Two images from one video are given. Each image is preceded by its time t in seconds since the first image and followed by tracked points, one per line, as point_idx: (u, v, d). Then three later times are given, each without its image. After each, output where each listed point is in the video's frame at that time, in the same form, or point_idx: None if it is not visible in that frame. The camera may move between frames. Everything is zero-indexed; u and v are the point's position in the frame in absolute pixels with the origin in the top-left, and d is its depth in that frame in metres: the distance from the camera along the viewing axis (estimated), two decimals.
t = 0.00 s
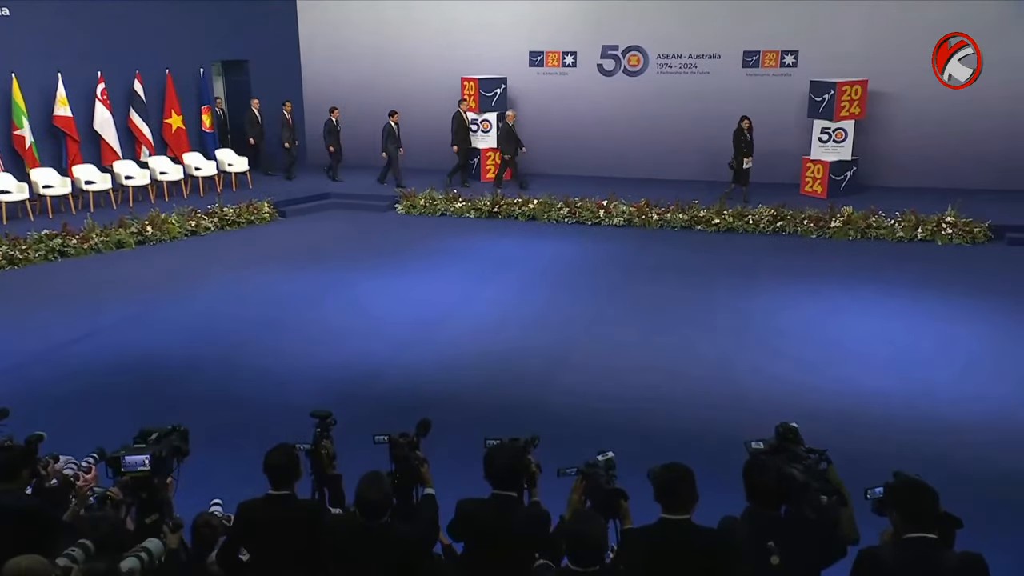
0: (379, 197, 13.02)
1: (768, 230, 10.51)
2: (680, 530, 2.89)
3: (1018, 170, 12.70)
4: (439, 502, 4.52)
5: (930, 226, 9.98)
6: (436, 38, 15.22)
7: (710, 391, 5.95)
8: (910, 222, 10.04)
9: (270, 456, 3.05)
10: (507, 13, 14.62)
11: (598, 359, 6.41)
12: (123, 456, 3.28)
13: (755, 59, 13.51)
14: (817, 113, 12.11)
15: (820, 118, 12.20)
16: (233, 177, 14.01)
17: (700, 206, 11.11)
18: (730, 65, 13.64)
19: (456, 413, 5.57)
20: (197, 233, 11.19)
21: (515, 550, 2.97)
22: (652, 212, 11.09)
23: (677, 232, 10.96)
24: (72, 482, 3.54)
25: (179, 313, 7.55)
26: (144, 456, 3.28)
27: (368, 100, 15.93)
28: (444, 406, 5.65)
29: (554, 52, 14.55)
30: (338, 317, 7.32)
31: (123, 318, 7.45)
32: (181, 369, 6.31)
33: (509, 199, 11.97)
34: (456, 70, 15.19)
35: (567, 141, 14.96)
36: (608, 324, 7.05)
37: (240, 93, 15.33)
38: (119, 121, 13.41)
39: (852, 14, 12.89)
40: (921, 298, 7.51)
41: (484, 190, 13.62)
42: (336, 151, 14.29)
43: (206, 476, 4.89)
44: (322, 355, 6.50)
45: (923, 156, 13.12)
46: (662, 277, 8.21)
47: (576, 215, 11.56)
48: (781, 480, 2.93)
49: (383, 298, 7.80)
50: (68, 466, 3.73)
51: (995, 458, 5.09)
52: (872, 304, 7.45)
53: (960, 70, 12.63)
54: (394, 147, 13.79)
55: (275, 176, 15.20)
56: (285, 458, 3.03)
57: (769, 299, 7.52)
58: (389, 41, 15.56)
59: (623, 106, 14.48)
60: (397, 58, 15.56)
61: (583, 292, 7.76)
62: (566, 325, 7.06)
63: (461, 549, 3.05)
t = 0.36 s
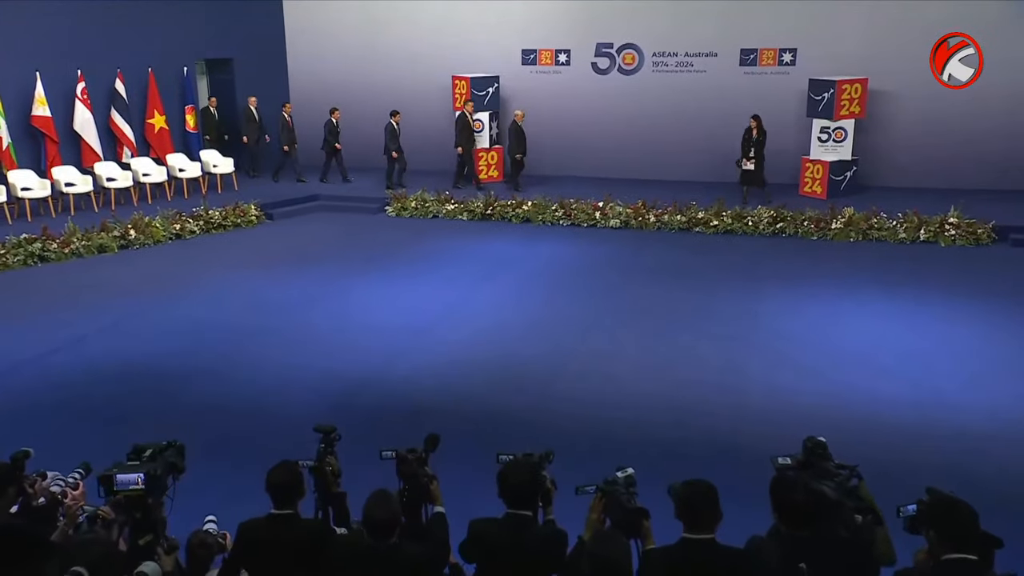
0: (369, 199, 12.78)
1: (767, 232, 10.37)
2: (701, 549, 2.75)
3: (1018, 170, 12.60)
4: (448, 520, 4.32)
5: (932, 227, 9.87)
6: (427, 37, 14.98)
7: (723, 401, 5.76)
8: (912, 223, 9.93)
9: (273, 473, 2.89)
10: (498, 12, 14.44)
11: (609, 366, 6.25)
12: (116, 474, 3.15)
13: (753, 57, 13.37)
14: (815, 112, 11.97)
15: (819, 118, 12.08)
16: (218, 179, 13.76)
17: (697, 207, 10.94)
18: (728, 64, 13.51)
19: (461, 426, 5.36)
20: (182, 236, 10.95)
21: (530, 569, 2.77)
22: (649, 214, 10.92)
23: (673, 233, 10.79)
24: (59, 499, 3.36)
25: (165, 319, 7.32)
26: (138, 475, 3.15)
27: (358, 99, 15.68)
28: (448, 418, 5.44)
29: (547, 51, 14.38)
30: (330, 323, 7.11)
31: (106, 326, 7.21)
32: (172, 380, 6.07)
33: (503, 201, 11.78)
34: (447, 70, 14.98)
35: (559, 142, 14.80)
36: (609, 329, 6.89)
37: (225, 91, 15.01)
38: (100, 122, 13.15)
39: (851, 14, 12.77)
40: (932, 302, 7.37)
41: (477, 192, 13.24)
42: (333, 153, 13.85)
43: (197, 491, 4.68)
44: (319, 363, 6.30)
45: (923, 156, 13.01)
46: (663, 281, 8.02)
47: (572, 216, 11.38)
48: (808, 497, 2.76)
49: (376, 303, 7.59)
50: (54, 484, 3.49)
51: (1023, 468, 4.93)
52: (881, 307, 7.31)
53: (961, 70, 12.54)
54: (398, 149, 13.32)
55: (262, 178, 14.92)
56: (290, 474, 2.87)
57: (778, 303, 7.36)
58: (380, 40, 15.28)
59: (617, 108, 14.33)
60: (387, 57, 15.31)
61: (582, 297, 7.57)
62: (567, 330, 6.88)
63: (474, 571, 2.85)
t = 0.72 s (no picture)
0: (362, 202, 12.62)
1: (767, 235, 10.28)
2: (724, 567, 2.65)
3: (1018, 172, 12.57)
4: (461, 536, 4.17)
5: (934, 229, 9.79)
6: (418, 38, 14.79)
7: (738, 409, 5.63)
8: (914, 225, 9.85)
9: (278, 489, 2.81)
10: (491, 12, 14.28)
11: (618, 373, 6.11)
12: (112, 491, 3.01)
13: (750, 57, 13.30)
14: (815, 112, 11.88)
15: (819, 119, 11.96)
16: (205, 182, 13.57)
17: (695, 209, 10.83)
18: (726, 63, 13.42)
19: (469, 436, 5.23)
20: (169, 240, 10.76)
21: None
22: (646, 216, 10.79)
23: (671, 236, 10.68)
24: (52, 516, 3.22)
25: (155, 326, 7.15)
26: (134, 491, 3.01)
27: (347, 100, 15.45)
28: (456, 428, 5.31)
29: (541, 51, 14.23)
30: (324, 328, 6.96)
31: (94, 332, 7.02)
32: (168, 387, 5.89)
33: (498, 203, 11.64)
34: (439, 70, 14.82)
35: (552, 143, 14.66)
36: (611, 333, 6.77)
37: (212, 92, 14.81)
38: (85, 123, 12.93)
39: (850, 13, 12.71)
40: (942, 305, 7.27)
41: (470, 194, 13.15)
42: (337, 155, 13.69)
43: (197, 504, 4.53)
44: (318, 369, 6.14)
45: (920, 157, 12.95)
46: (666, 284, 7.90)
47: (568, 219, 11.26)
48: (836, 513, 2.61)
49: (372, 308, 7.43)
50: (45, 499, 3.34)
51: None
52: (889, 311, 7.20)
53: (961, 71, 12.49)
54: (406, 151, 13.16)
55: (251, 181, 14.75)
56: (294, 490, 2.78)
57: (784, 305, 7.27)
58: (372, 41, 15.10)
59: (611, 109, 14.20)
60: (377, 58, 15.11)
61: (583, 302, 7.43)
62: (568, 335, 6.75)
63: None
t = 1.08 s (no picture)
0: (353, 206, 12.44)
1: (767, 238, 10.17)
2: None
3: (1018, 173, 12.50)
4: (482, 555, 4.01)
5: (937, 232, 9.70)
6: (412, 38, 14.60)
7: (759, 416, 5.49)
8: (917, 228, 9.75)
9: (288, 510, 2.64)
10: (485, 11, 14.13)
11: (628, 380, 5.97)
12: (111, 512, 2.81)
13: (748, 57, 13.19)
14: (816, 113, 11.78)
15: (819, 119, 11.84)
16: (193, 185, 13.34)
17: (693, 211, 10.71)
18: (723, 63, 13.32)
19: (481, 446, 5.07)
20: (155, 245, 10.55)
21: None
22: (644, 219, 10.67)
23: (670, 239, 10.56)
24: (45, 540, 3.04)
25: (144, 334, 6.95)
26: (135, 513, 2.81)
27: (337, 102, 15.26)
28: (467, 438, 5.15)
29: (535, 51, 14.08)
30: (319, 335, 6.78)
31: (81, 341, 6.81)
32: (160, 397, 5.70)
33: (494, 206, 11.48)
34: (432, 71, 14.65)
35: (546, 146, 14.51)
36: (614, 339, 6.62)
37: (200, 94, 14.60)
38: (67, 125, 12.68)
39: (847, 14, 12.63)
40: (955, 309, 7.16)
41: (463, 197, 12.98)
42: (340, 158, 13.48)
43: (201, 518, 4.35)
44: (317, 378, 5.96)
45: (918, 158, 12.88)
46: (671, 288, 7.76)
47: (565, 222, 11.11)
48: (878, 534, 2.44)
49: (367, 314, 7.26)
50: (37, 519, 3.15)
51: None
52: (900, 315, 7.08)
53: (960, 71, 12.42)
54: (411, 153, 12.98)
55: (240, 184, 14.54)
56: (305, 510, 2.62)
57: (792, 310, 7.15)
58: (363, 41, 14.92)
59: (606, 110, 14.06)
60: (369, 59, 14.91)
61: (585, 308, 7.28)
62: (568, 341, 6.60)
63: None
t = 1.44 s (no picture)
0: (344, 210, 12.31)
1: (765, 241, 10.12)
2: None
3: (1016, 174, 12.48)
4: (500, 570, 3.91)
5: (937, 235, 9.66)
6: (404, 39, 14.48)
7: (774, 422, 5.40)
8: (917, 231, 9.71)
9: (297, 527, 2.55)
10: (480, 11, 14.01)
11: (629, 387, 5.87)
12: (111, 531, 2.69)
13: (744, 57, 13.14)
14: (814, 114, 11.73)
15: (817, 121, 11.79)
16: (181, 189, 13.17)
17: (691, 215, 10.65)
18: (719, 63, 13.26)
19: (493, 455, 4.97)
20: (143, 251, 10.39)
21: None
22: (641, 222, 10.59)
23: (668, 242, 10.50)
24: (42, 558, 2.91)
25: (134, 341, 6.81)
26: (136, 531, 2.69)
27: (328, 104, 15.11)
28: (477, 447, 5.04)
29: (529, 51, 13.98)
30: (312, 342, 6.67)
31: (69, 349, 6.67)
32: (155, 407, 5.56)
33: (488, 210, 11.38)
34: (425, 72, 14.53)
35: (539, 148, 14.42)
36: (615, 345, 6.52)
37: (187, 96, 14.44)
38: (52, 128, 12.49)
39: (842, 15, 12.60)
40: (962, 312, 7.10)
41: (457, 200, 12.89)
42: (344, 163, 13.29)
43: (207, 533, 4.22)
44: (317, 387, 5.83)
45: (916, 159, 12.86)
46: (673, 292, 7.68)
47: (561, 226, 11.03)
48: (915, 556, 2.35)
49: (362, 320, 7.15)
50: (31, 536, 3.02)
51: None
52: (903, 318, 7.02)
53: (960, 70, 12.39)
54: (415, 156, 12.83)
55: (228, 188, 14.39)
56: (315, 528, 2.52)
57: (796, 314, 7.08)
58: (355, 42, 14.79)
59: (601, 111, 13.97)
60: (362, 60, 14.78)
61: (585, 312, 7.19)
62: (568, 347, 6.49)
63: None
